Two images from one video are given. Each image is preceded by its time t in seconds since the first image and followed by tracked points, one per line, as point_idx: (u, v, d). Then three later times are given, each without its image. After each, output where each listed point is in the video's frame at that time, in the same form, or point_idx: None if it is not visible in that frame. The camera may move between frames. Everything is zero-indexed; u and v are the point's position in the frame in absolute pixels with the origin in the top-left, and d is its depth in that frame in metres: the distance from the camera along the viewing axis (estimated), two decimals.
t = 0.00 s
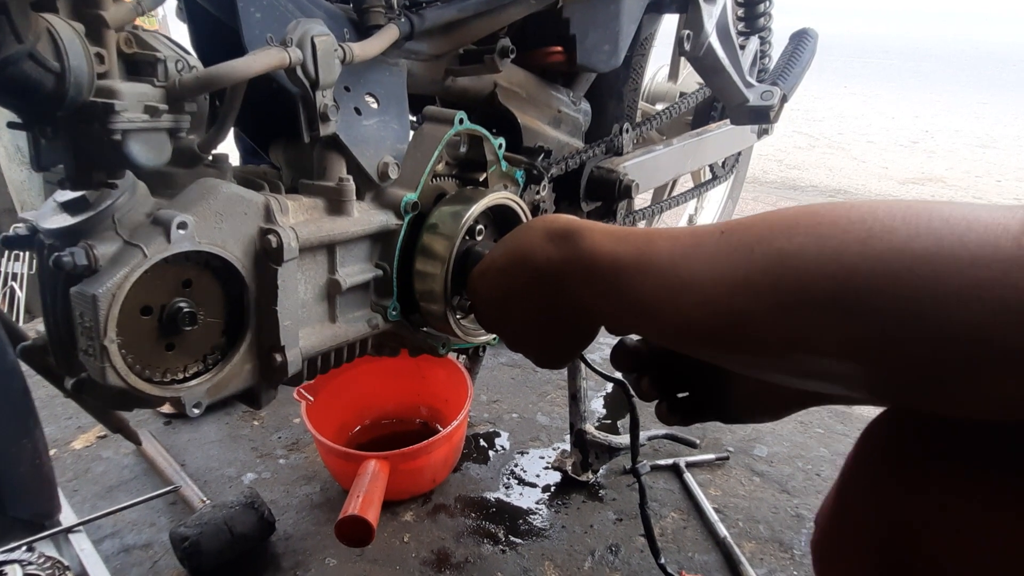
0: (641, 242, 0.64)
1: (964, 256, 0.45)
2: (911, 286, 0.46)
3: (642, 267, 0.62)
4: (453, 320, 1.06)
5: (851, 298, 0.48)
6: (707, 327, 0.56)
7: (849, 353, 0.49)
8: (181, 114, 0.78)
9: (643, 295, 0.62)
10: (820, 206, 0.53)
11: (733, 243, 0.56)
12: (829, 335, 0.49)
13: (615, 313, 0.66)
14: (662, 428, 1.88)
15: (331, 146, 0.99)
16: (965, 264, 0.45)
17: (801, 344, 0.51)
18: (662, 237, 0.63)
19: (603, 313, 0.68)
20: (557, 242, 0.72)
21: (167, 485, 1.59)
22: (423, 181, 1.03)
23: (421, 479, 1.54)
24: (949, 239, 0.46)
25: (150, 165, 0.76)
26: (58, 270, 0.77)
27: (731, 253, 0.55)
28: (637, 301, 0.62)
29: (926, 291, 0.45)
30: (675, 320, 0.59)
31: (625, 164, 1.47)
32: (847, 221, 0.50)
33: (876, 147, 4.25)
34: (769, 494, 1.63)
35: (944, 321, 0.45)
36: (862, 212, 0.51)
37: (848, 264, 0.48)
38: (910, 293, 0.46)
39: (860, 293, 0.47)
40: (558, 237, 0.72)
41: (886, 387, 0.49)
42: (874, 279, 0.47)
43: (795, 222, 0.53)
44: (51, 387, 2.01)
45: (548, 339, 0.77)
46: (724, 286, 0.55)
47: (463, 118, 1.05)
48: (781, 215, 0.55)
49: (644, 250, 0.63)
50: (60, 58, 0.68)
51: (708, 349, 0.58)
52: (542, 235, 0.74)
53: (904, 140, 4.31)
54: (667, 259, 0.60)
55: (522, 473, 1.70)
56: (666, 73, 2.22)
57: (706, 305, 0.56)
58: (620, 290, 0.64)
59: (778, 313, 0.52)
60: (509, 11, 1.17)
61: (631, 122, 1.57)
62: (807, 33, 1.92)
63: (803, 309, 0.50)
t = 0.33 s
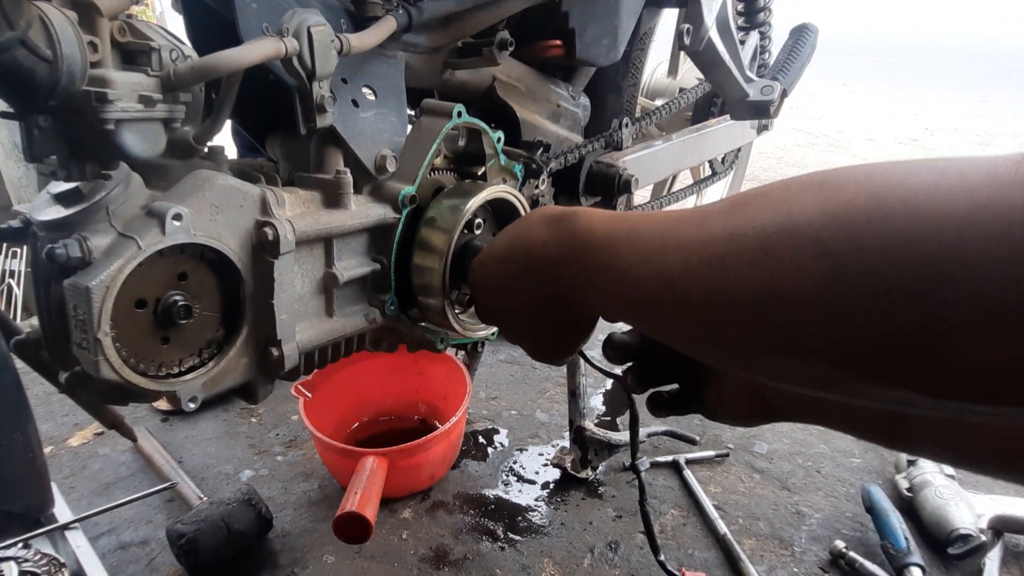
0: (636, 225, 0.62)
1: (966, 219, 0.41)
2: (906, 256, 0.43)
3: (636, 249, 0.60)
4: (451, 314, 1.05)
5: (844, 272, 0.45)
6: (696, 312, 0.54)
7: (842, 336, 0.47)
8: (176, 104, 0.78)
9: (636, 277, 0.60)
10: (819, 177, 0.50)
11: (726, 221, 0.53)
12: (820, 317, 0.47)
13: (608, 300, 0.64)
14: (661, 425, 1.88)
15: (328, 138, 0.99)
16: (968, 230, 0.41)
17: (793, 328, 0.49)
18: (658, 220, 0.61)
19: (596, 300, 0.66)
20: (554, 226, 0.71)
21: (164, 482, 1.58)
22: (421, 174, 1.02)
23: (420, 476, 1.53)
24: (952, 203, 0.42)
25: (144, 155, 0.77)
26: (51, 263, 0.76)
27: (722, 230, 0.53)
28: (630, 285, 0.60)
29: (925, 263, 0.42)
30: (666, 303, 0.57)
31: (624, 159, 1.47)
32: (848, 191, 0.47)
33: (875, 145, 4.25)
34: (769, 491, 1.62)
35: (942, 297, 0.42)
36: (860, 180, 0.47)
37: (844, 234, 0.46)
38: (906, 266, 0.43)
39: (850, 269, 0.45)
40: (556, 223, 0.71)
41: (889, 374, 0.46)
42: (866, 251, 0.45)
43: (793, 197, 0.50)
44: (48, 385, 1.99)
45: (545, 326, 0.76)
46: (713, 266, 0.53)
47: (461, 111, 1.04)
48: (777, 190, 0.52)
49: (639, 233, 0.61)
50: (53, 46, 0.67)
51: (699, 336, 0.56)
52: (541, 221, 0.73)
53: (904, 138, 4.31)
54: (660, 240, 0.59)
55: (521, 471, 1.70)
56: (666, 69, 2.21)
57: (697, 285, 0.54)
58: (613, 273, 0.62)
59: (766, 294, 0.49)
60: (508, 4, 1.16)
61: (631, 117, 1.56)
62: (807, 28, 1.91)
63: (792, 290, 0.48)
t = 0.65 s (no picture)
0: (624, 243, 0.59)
1: (965, 281, 0.36)
2: (883, 310, 0.38)
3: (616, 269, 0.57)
4: (453, 312, 1.05)
5: (812, 313, 0.41)
6: (656, 337, 0.51)
7: (803, 384, 0.43)
8: (175, 99, 0.77)
9: (610, 296, 0.57)
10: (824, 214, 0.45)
11: (707, 245, 0.49)
12: (783, 358, 0.43)
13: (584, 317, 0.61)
14: (662, 423, 1.87)
15: (329, 134, 0.98)
16: (964, 290, 0.36)
17: (755, 370, 0.45)
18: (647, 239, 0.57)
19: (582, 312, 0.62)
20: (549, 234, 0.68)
21: (164, 481, 1.58)
22: (422, 170, 1.01)
23: (421, 474, 1.52)
24: (955, 260, 0.37)
25: (143, 151, 0.76)
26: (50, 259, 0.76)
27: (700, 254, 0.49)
28: (605, 304, 0.57)
29: (904, 321, 0.38)
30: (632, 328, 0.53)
31: (626, 156, 1.46)
32: (850, 232, 0.42)
33: (876, 143, 4.25)
34: (771, 489, 1.62)
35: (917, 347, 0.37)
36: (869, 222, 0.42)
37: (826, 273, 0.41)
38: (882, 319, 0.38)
39: (823, 307, 0.41)
40: (550, 230, 0.68)
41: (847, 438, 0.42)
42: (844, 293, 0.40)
43: (791, 224, 0.46)
44: (48, 383, 1.99)
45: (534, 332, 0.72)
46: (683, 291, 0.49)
47: (463, 108, 1.04)
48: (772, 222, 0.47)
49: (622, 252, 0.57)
50: (50, 40, 0.67)
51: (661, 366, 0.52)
52: (540, 227, 0.70)
53: (904, 136, 4.31)
54: (639, 262, 0.55)
55: (523, 469, 1.69)
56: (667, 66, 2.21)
57: (661, 309, 0.50)
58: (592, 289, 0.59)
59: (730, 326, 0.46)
60: None
61: (632, 115, 1.56)
62: (809, 25, 1.90)
63: (757, 327, 0.44)
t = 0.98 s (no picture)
0: (642, 268, 0.62)
1: (982, 333, 0.43)
2: (914, 351, 0.44)
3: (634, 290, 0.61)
4: (453, 310, 1.04)
5: (843, 344, 0.46)
6: (679, 363, 0.56)
7: (814, 418, 0.48)
8: (175, 95, 0.77)
9: (628, 319, 0.61)
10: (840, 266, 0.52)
11: (738, 288, 0.54)
12: (798, 395, 0.49)
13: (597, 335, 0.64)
14: (663, 422, 1.87)
15: (328, 132, 0.98)
16: (975, 368, 0.41)
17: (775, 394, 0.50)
18: (666, 267, 0.61)
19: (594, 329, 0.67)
20: (556, 247, 0.71)
21: (163, 479, 1.57)
22: (422, 167, 1.01)
23: (421, 472, 1.52)
24: (971, 341, 0.42)
25: (143, 147, 0.75)
26: (49, 256, 0.75)
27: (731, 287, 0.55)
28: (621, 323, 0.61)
29: (930, 360, 0.43)
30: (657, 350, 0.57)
31: (626, 154, 1.46)
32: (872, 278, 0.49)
33: (876, 141, 4.24)
34: (771, 488, 1.61)
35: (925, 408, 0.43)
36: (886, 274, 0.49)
37: (856, 313, 0.47)
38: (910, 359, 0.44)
39: (849, 358, 0.46)
40: (557, 242, 0.71)
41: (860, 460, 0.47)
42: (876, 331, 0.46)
43: (814, 278, 0.51)
44: (47, 381, 1.98)
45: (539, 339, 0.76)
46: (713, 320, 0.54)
47: (463, 105, 1.03)
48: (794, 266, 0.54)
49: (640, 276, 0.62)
50: (50, 35, 0.67)
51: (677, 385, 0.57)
52: (545, 236, 0.73)
53: (904, 135, 4.30)
54: (661, 285, 0.59)
55: (522, 468, 1.69)
56: (667, 64, 2.20)
57: (688, 330, 0.55)
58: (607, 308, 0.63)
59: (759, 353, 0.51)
60: None
61: (632, 113, 1.56)
62: (809, 24, 1.88)
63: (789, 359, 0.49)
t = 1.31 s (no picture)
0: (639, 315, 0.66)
1: (951, 379, 0.46)
2: (891, 405, 0.47)
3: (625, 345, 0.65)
4: (448, 309, 1.05)
5: (815, 408, 0.50)
6: (679, 412, 0.59)
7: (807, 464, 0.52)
8: (168, 94, 0.77)
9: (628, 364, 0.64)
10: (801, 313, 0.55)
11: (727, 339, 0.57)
12: (790, 445, 0.52)
13: (597, 388, 0.68)
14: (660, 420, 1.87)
15: (323, 131, 0.98)
16: (952, 418, 0.45)
17: (766, 451, 0.54)
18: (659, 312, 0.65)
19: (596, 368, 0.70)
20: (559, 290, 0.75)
21: (161, 479, 1.57)
22: (417, 167, 1.01)
23: (418, 471, 1.52)
24: (946, 392, 0.46)
25: (136, 147, 0.75)
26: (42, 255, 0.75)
27: (707, 346, 0.58)
28: (618, 380, 0.65)
29: (907, 415, 0.47)
30: (654, 409, 0.62)
31: (622, 153, 1.46)
32: (829, 331, 0.52)
33: (875, 140, 4.24)
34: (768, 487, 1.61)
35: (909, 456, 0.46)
36: (842, 323, 0.53)
37: (819, 376, 0.50)
38: (875, 415, 0.48)
39: (834, 412, 0.49)
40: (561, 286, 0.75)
41: (854, 505, 0.51)
42: (841, 394, 0.49)
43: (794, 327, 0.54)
44: (44, 380, 1.98)
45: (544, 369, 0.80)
46: (697, 382, 0.58)
47: (458, 104, 1.03)
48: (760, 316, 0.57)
49: (629, 333, 0.65)
50: (40, 35, 0.67)
51: (680, 441, 0.61)
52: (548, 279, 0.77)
53: (903, 133, 4.30)
54: (657, 332, 0.63)
55: (520, 467, 1.69)
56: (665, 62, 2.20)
57: (685, 377, 0.59)
58: (603, 364, 0.67)
59: (743, 417, 0.55)
60: None
61: (629, 111, 1.55)
62: (808, 21, 1.89)
63: (771, 418, 0.53)
